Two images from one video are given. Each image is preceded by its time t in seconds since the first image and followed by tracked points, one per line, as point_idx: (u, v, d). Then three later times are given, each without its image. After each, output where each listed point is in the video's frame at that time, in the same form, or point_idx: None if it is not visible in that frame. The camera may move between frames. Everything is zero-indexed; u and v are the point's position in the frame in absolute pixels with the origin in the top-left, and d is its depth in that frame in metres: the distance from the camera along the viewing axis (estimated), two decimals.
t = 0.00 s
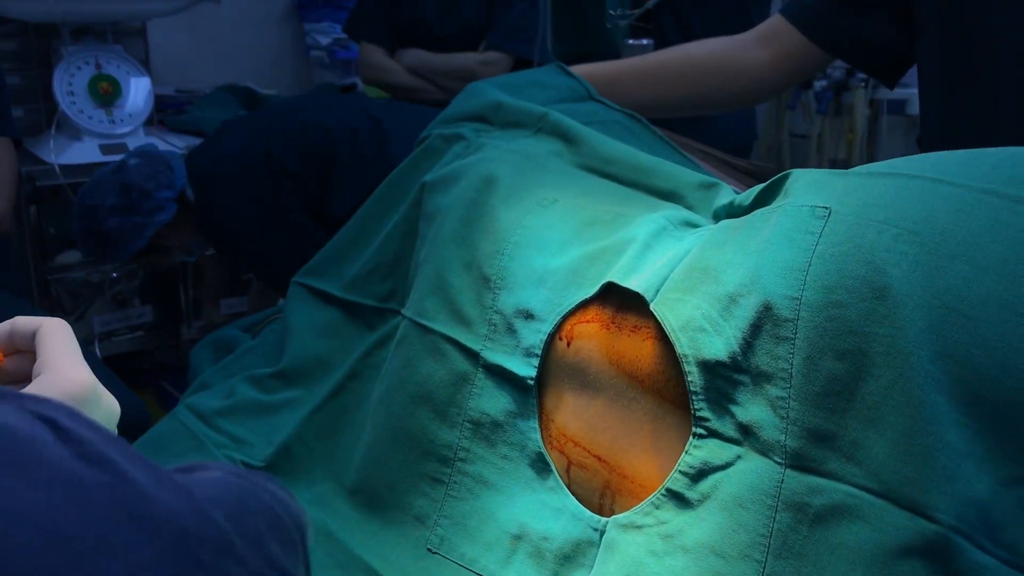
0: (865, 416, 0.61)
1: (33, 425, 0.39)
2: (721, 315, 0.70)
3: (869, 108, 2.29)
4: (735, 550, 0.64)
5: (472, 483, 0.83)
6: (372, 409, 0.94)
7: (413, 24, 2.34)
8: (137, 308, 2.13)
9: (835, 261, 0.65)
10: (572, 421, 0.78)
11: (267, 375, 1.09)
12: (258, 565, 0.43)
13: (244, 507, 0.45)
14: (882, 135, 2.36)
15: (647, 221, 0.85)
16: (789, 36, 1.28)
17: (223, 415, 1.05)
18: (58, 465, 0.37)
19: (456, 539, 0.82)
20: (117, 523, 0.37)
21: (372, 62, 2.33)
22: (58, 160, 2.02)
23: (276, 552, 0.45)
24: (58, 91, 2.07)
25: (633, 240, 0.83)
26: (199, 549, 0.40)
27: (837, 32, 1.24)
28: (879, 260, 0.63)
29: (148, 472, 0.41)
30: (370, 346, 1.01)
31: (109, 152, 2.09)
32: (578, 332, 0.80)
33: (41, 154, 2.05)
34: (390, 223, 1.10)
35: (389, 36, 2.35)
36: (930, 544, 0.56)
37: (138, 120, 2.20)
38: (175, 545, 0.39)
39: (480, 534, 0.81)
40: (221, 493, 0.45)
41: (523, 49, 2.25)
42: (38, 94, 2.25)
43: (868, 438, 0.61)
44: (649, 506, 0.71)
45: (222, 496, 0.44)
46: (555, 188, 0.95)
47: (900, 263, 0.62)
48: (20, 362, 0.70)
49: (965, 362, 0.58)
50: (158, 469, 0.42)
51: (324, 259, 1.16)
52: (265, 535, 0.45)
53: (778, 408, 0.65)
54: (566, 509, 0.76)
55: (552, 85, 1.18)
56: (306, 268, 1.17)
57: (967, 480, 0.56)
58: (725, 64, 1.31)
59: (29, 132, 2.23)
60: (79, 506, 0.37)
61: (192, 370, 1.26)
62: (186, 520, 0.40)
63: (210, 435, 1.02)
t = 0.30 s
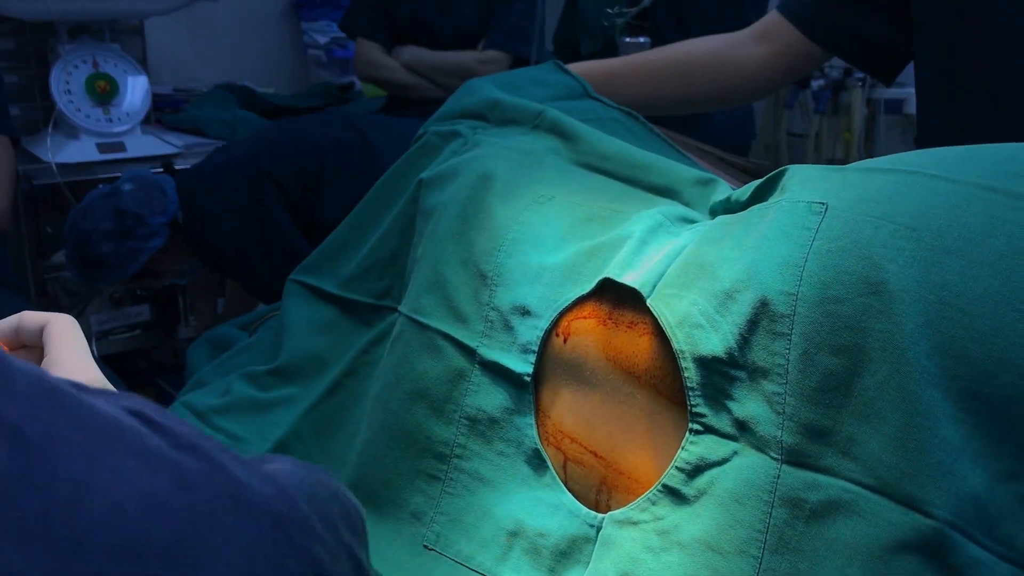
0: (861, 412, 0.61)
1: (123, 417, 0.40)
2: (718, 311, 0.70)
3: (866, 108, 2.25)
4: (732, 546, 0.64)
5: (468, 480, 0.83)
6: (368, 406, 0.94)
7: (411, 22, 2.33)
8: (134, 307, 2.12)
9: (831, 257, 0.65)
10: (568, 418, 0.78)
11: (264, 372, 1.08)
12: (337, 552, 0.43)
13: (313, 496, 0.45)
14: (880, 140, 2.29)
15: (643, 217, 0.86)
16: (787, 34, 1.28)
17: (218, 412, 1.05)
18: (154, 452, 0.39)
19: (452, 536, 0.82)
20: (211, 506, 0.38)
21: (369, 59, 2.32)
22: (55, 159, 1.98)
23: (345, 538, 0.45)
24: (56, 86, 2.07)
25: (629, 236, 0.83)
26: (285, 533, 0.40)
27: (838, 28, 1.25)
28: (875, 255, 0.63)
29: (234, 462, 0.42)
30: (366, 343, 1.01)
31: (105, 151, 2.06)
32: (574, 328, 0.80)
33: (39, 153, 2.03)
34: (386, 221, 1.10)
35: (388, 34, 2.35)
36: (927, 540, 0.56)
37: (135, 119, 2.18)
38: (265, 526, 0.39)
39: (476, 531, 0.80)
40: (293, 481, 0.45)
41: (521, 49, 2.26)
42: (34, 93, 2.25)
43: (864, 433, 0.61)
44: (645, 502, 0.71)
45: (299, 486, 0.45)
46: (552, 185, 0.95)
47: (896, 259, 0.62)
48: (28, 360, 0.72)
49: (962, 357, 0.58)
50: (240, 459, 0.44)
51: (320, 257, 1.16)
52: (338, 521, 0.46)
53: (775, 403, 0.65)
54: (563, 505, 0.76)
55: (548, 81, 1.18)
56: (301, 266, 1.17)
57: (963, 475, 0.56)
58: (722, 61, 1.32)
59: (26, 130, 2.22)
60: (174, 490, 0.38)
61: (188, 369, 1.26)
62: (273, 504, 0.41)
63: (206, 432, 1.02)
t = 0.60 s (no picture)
0: (863, 405, 0.60)
1: (15, 378, 0.36)
2: (717, 304, 0.69)
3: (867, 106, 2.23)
4: (732, 542, 0.63)
5: (466, 476, 0.82)
6: (365, 401, 0.93)
7: (410, 19, 2.32)
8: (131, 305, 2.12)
9: (833, 249, 0.64)
10: (566, 413, 0.77)
11: (259, 367, 1.07)
12: (243, 528, 0.38)
13: (231, 474, 0.39)
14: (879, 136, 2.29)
15: (643, 210, 0.85)
16: (787, 28, 1.27)
17: (214, 408, 1.04)
18: (34, 417, 0.35)
19: (450, 532, 0.81)
20: (93, 478, 0.34)
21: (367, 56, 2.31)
22: (51, 156, 1.99)
23: (261, 522, 0.39)
24: (53, 82, 2.07)
25: (628, 229, 0.82)
26: (171, 517, 0.35)
27: (837, 23, 1.24)
28: (877, 246, 0.62)
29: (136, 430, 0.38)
30: (363, 338, 1.00)
31: (102, 148, 2.06)
32: (573, 322, 0.79)
33: (36, 150, 2.04)
34: (383, 215, 1.09)
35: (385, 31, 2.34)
36: (930, 535, 0.56)
37: (132, 116, 2.18)
38: (148, 503, 0.35)
39: (474, 527, 0.79)
40: (208, 455, 0.39)
41: (520, 46, 2.25)
42: (32, 90, 2.24)
43: (866, 427, 0.60)
44: (644, 498, 0.70)
45: (212, 455, 0.39)
46: (551, 178, 0.95)
47: (899, 251, 0.62)
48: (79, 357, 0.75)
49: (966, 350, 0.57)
50: (145, 429, 0.39)
51: (316, 252, 1.15)
52: (255, 501, 0.40)
53: (775, 398, 0.64)
54: (561, 502, 0.75)
55: (547, 76, 1.17)
56: (298, 261, 1.16)
57: (967, 469, 0.55)
58: (722, 56, 1.30)
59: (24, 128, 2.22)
60: (37, 459, 0.33)
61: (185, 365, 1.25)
62: (164, 473, 0.36)
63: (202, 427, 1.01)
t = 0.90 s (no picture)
0: (883, 402, 0.60)
1: None
2: (735, 301, 0.68)
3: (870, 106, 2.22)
4: (750, 541, 0.62)
5: (478, 474, 0.82)
6: (376, 398, 0.93)
7: (414, 16, 2.32)
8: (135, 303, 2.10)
9: (852, 245, 0.64)
10: (580, 410, 0.77)
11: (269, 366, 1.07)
12: None
13: None
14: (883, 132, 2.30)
15: (657, 206, 0.84)
16: (796, 24, 1.27)
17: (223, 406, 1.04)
18: None
19: (462, 531, 0.80)
20: None
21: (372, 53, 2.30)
22: (55, 154, 1.99)
23: None
24: (57, 80, 2.06)
25: (642, 225, 0.82)
26: None
27: (847, 19, 1.23)
28: (897, 242, 0.62)
29: None
30: (373, 335, 1.00)
31: (106, 147, 2.07)
32: (587, 318, 0.78)
33: (40, 149, 2.04)
34: (392, 212, 1.09)
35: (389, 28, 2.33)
36: (953, 533, 0.55)
37: (136, 115, 2.18)
38: None
39: (486, 525, 0.79)
40: None
41: (525, 42, 2.24)
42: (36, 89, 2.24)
43: (887, 424, 0.59)
44: (659, 496, 0.69)
45: None
46: (562, 175, 0.94)
47: (919, 247, 0.61)
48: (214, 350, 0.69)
49: (988, 346, 0.57)
50: None
51: (325, 249, 1.15)
52: None
53: (794, 395, 0.63)
54: (574, 500, 0.75)
55: (556, 72, 1.17)
56: (306, 259, 1.16)
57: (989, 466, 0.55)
58: (731, 52, 1.30)
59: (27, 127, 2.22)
60: None
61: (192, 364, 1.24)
62: None
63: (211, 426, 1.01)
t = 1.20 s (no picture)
0: (886, 419, 0.60)
1: None
2: (739, 315, 0.69)
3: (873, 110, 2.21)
4: (752, 556, 0.63)
5: (480, 485, 0.82)
6: (379, 408, 0.93)
7: (418, 21, 2.32)
8: (138, 307, 2.14)
9: (856, 262, 0.64)
10: (583, 422, 0.77)
11: (273, 374, 1.07)
12: None
13: None
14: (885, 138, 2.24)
15: (661, 217, 0.84)
16: (801, 33, 1.28)
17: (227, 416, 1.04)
18: None
19: (465, 542, 0.80)
20: None
21: (377, 59, 2.31)
22: (58, 158, 2.00)
23: None
24: (60, 84, 2.06)
25: (647, 237, 0.82)
26: None
27: (849, 30, 1.24)
28: (902, 260, 0.62)
29: None
30: (377, 345, 1.00)
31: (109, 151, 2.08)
32: (591, 330, 0.79)
33: (44, 154, 2.05)
34: (396, 221, 1.09)
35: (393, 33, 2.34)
36: (955, 552, 0.55)
37: (140, 119, 2.18)
38: None
39: (489, 536, 0.79)
40: None
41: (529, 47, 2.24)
42: (39, 93, 2.24)
43: (890, 442, 0.59)
44: (662, 510, 0.70)
45: None
46: (566, 186, 0.94)
47: (923, 264, 0.61)
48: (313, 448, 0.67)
49: (991, 365, 0.57)
50: None
51: (329, 258, 1.15)
52: None
53: (797, 411, 0.64)
54: (577, 512, 0.75)
55: (560, 83, 1.17)
56: (311, 267, 1.16)
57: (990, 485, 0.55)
58: (735, 61, 1.31)
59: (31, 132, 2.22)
60: None
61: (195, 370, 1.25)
62: None
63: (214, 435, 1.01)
